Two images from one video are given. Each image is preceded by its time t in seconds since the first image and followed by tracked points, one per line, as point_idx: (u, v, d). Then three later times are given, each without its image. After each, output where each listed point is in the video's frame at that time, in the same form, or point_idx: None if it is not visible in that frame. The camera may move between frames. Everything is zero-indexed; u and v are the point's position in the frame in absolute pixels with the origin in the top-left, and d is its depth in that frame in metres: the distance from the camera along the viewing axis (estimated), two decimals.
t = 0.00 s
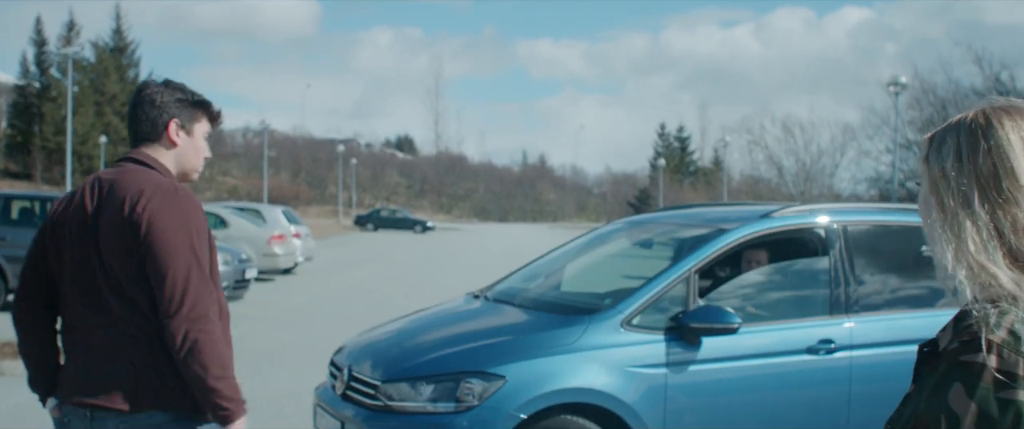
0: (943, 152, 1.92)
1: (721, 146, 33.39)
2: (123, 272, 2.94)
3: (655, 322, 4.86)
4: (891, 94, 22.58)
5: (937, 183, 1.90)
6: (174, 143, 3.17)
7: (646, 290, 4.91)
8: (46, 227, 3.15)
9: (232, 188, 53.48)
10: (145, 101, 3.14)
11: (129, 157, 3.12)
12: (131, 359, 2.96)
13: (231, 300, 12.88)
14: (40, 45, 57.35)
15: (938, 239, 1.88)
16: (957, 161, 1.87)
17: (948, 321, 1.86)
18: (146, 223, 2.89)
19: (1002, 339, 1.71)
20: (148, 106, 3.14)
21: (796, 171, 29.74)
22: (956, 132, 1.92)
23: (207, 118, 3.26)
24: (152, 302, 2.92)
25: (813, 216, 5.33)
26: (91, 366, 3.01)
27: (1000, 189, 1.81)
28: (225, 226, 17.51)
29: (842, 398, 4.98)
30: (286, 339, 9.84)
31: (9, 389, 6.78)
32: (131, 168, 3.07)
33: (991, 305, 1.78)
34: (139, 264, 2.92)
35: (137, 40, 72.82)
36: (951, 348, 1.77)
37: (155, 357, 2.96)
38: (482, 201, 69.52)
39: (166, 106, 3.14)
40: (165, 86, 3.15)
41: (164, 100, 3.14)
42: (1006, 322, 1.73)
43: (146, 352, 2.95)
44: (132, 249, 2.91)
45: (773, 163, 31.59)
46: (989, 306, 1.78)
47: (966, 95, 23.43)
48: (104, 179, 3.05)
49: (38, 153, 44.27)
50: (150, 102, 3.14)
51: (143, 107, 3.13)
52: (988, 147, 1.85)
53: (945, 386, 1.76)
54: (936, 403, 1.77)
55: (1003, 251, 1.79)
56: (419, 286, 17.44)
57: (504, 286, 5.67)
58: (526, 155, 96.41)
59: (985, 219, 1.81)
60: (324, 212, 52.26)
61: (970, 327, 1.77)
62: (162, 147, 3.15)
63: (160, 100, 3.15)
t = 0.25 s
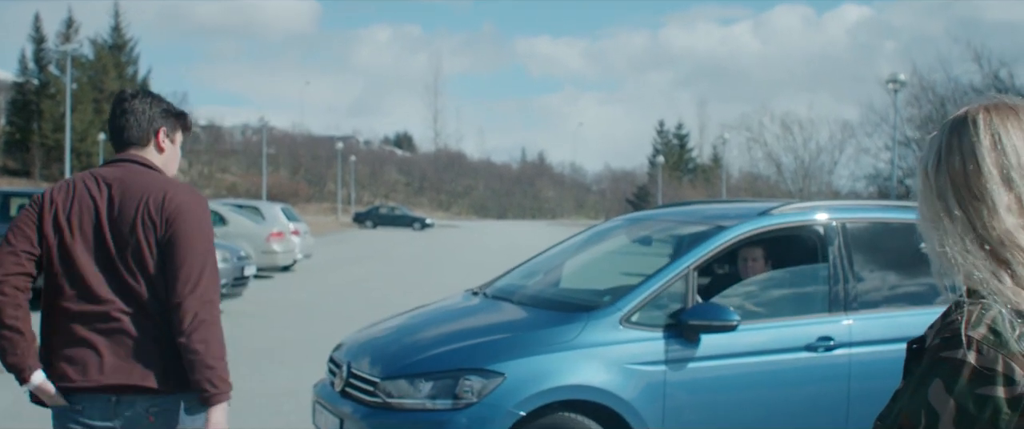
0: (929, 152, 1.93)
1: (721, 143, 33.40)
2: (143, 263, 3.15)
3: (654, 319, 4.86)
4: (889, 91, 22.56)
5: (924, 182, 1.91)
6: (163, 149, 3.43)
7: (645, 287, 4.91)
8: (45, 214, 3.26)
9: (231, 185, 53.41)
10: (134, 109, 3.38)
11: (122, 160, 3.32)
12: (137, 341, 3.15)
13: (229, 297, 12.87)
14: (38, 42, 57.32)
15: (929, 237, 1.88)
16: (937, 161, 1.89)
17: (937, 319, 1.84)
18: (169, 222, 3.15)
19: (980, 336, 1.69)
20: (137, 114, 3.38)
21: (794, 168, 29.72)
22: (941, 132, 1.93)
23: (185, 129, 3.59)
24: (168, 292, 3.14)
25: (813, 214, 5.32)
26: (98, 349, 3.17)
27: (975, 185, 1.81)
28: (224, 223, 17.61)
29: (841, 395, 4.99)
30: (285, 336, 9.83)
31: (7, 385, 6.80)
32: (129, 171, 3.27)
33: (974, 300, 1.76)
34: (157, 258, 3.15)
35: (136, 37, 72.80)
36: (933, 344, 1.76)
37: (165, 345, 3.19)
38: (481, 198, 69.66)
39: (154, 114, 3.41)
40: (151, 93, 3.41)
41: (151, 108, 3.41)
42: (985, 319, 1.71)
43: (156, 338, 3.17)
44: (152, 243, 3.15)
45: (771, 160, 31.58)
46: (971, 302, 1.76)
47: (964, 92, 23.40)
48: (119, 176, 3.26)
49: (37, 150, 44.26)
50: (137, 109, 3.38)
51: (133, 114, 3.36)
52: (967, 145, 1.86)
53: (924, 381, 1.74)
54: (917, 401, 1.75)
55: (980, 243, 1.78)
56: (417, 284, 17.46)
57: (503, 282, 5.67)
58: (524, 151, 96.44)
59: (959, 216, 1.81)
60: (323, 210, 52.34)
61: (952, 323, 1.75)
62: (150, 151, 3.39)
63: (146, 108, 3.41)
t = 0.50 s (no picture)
0: (927, 150, 1.93)
1: (720, 140, 33.37)
2: (177, 270, 3.39)
3: (655, 316, 4.87)
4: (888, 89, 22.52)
5: (924, 181, 1.90)
6: (170, 168, 3.65)
7: (646, 284, 4.91)
8: (75, 222, 3.37)
9: (230, 182, 53.35)
10: (147, 129, 3.61)
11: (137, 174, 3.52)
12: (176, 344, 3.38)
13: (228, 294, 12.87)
14: (37, 40, 57.25)
15: (931, 236, 1.88)
16: (936, 160, 1.88)
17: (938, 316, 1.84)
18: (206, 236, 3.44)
19: (989, 333, 1.69)
20: (150, 134, 3.60)
21: (794, 165, 29.70)
22: (937, 131, 1.92)
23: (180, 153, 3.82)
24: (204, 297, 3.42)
25: (812, 211, 5.31)
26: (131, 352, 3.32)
27: (969, 185, 1.81)
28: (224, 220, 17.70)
29: (840, 392, 4.99)
30: (284, 333, 9.83)
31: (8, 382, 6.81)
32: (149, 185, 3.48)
33: (979, 299, 1.75)
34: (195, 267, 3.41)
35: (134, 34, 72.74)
36: (939, 341, 1.76)
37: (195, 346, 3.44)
38: (480, 195, 69.62)
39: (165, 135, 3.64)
40: (163, 116, 3.64)
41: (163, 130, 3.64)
42: (994, 316, 1.71)
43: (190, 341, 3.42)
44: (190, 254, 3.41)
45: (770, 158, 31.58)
46: (976, 300, 1.76)
47: (963, 90, 23.40)
48: (147, 189, 3.46)
49: (36, 147, 44.20)
50: (150, 130, 3.61)
51: (145, 134, 3.57)
52: (963, 145, 1.85)
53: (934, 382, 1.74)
54: (925, 396, 1.74)
55: (977, 241, 1.78)
56: (416, 281, 17.46)
57: (503, 279, 5.67)
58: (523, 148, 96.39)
59: (960, 214, 1.81)
60: (323, 207, 52.28)
61: (958, 320, 1.75)
62: (159, 169, 3.59)
63: (158, 129, 3.64)
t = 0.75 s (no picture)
0: (939, 149, 1.90)
1: (719, 137, 33.35)
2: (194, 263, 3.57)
3: (654, 313, 4.87)
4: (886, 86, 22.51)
5: (936, 181, 1.87)
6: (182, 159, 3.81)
7: (644, 281, 4.92)
8: (102, 211, 3.45)
9: (229, 179, 53.30)
10: (163, 120, 3.76)
11: (154, 162, 3.68)
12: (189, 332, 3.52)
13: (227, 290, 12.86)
14: (35, 37, 57.14)
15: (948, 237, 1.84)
16: (951, 161, 1.84)
17: (961, 315, 1.80)
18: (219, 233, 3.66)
19: None
20: (166, 125, 3.76)
21: (793, 162, 29.70)
22: (947, 131, 1.89)
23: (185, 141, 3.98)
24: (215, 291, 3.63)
25: (810, 209, 5.31)
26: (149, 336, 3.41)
27: (980, 184, 1.77)
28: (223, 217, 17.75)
29: (839, 389, 4.99)
30: (282, 330, 9.82)
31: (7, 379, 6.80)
32: (166, 175, 3.64)
33: (1009, 299, 1.71)
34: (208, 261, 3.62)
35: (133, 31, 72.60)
36: (981, 340, 1.69)
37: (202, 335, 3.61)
38: (480, 193, 69.60)
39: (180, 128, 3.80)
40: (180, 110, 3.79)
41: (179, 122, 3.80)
42: None
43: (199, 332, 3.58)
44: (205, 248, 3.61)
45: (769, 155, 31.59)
46: (1006, 300, 1.71)
47: (962, 87, 23.41)
48: (167, 183, 3.60)
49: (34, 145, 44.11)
50: (167, 121, 3.77)
51: (163, 126, 3.72)
52: (973, 145, 1.81)
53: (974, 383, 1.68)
54: (967, 398, 1.68)
55: (997, 241, 1.75)
56: (414, 278, 17.44)
57: (501, 276, 5.67)
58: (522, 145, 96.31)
59: (984, 215, 1.77)
60: (322, 205, 52.23)
61: (994, 319, 1.69)
62: (173, 159, 3.75)
63: (173, 121, 3.80)
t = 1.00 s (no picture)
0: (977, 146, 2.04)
1: (719, 136, 33.34)
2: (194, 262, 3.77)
3: (654, 312, 4.87)
4: (886, 86, 22.53)
5: (972, 179, 2.01)
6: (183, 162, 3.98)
7: (644, 280, 4.91)
8: (107, 215, 3.60)
9: (229, 179, 53.28)
10: (168, 124, 3.90)
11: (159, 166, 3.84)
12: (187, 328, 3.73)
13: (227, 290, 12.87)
14: (35, 36, 57.10)
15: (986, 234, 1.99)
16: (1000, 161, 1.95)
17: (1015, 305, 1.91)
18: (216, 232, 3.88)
19: None
20: (170, 129, 3.90)
21: (792, 162, 29.71)
22: (984, 132, 2.02)
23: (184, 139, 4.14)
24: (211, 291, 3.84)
25: (809, 208, 5.31)
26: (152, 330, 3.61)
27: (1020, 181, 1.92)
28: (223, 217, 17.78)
29: (838, 389, 4.99)
30: (281, 329, 9.82)
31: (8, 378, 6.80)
32: (171, 178, 3.81)
33: None
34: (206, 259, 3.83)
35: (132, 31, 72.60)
36: None
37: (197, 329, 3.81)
38: (479, 192, 69.58)
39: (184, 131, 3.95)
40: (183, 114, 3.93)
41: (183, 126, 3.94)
42: None
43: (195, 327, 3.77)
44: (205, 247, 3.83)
45: (768, 155, 31.61)
46: None
47: (961, 86, 23.44)
48: (169, 186, 3.77)
49: (34, 144, 44.07)
50: (170, 125, 3.91)
51: (169, 131, 3.87)
52: (1011, 145, 1.94)
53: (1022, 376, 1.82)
54: None
55: None
56: (413, 277, 17.45)
57: (501, 275, 5.67)
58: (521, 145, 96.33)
59: None
60: (321, 204, 52.23)
61: None
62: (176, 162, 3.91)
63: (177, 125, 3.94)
